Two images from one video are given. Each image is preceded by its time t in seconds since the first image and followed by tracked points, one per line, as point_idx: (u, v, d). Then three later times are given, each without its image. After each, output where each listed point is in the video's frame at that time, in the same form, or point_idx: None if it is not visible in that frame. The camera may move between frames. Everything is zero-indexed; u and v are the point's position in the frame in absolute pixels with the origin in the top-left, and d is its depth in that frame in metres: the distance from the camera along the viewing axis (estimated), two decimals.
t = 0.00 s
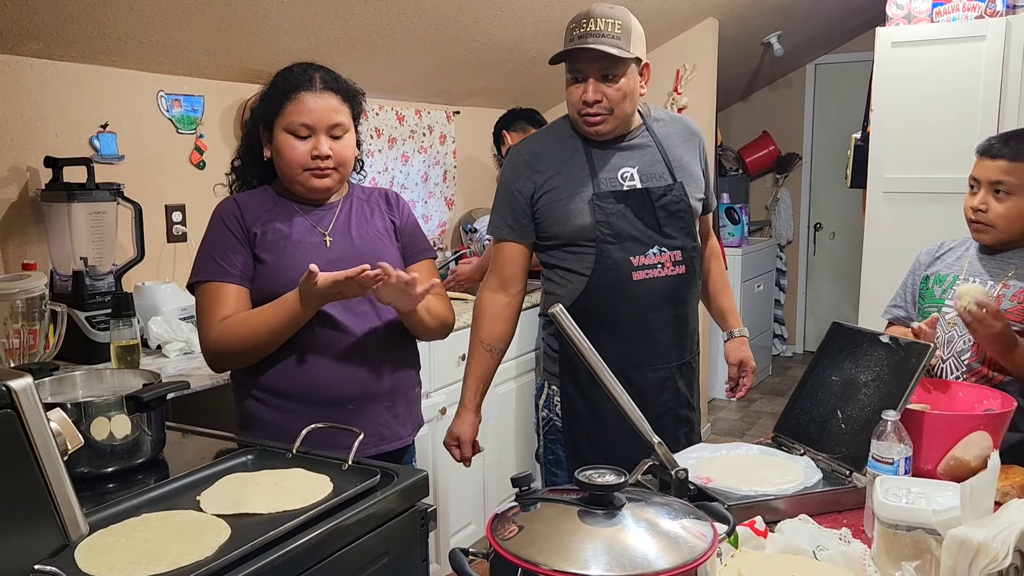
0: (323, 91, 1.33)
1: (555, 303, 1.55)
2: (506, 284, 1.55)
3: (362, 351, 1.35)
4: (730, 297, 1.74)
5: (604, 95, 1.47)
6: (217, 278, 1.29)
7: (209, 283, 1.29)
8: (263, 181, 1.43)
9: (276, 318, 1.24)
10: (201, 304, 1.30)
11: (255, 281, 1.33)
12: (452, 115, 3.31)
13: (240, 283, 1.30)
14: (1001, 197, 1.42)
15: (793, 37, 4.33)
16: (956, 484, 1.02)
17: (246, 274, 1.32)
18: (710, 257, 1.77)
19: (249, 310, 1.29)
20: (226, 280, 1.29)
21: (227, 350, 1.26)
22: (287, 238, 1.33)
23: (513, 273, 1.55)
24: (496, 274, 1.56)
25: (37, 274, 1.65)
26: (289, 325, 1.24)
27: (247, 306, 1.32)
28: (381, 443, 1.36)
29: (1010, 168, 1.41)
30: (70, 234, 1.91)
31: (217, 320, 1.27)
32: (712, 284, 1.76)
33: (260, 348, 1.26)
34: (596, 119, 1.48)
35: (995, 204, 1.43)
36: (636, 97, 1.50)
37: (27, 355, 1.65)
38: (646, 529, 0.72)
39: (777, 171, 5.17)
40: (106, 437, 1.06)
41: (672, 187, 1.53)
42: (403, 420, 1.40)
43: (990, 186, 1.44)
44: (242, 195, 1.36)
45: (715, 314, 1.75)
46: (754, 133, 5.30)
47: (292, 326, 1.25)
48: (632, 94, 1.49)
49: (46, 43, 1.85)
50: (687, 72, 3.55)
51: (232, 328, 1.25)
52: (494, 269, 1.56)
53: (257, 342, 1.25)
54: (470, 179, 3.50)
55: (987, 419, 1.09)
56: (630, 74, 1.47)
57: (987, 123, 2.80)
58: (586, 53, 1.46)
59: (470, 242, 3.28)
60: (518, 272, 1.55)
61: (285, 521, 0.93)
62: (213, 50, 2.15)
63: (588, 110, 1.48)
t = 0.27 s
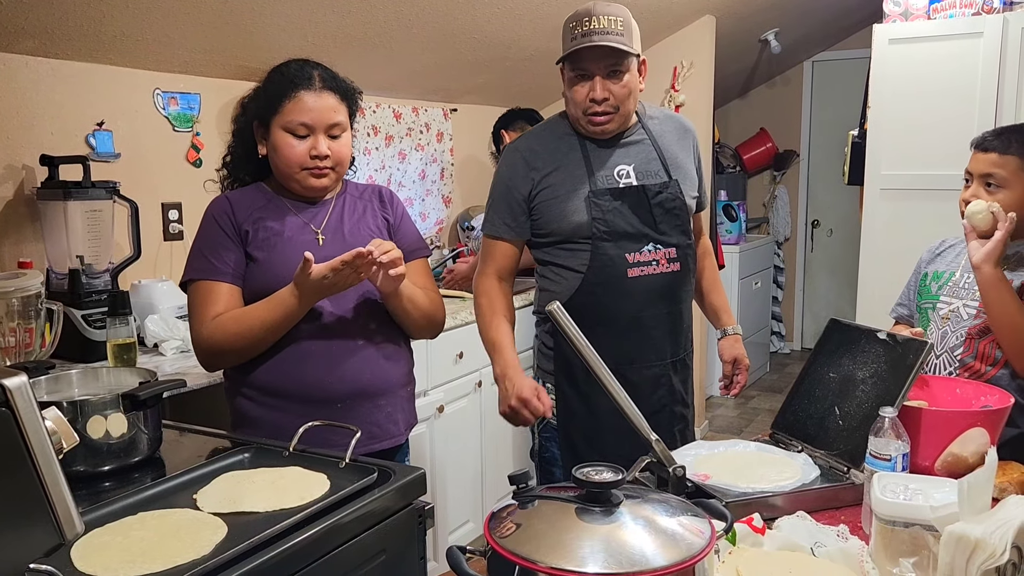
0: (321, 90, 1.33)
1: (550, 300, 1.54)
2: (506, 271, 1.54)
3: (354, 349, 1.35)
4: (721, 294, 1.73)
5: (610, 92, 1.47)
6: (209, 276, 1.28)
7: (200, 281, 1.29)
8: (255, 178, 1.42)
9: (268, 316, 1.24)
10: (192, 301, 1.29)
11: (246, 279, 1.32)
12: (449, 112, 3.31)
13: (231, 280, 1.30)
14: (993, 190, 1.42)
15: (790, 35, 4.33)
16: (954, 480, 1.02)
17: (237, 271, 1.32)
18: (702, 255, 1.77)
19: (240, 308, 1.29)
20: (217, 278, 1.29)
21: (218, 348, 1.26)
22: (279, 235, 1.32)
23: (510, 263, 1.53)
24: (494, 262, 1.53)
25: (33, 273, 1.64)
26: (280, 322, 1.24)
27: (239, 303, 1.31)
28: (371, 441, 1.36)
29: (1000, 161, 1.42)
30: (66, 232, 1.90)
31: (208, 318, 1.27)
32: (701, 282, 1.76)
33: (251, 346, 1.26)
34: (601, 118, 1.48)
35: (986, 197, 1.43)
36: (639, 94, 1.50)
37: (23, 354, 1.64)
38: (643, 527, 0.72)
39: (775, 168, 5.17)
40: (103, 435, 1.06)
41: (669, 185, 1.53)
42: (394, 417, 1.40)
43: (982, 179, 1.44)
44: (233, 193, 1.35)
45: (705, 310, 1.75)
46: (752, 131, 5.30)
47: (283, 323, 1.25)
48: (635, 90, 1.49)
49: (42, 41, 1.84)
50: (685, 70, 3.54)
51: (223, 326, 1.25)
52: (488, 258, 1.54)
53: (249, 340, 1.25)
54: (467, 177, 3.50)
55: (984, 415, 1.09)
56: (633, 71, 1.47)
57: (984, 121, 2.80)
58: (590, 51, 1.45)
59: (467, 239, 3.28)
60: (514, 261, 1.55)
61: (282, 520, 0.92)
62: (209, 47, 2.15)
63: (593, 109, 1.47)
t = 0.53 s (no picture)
0: (318, 89, 1.32)
1: (546, 297, 1.54)
2: (508, 260, 1.51)
3: (349, 347, 1.35)
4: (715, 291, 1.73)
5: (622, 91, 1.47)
6: (202, 275, 1.28)
7: (194, 280, 1.28)
8: (247, 175, 1.42)
9: (262, 316, 1.24)
10: (186, 301, 1.29)
11: (240, 278, 1.32)
12: (446, 110, 3.30)
13: (225, 280, 1.30)
14: (983, 186, 1.42)
15: (787, 32, 4.33)
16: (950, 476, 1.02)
17: (231, 270, 1.31)
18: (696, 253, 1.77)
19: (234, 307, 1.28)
20: (210, 278, 1.28)
21: (212, 347, 1.25)
22: (272, 234, 1.32)
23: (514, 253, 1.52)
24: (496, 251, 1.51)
25: (28, 271, 1.63)
26: (273, 321, 1.24)
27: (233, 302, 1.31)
28: (365, 440, 1.36)
29: (987, 157, 1.43)
30: (61, 231, 1.89)
31: (201, 318, 1.27)
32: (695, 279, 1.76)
33: (245, 346, 1.26)
34: (613, 117, 1.48)
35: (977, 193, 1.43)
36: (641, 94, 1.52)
37: (17, 352, 1.65)
38: (640, 524, 0.72)
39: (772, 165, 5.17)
40: (98, 434, 1.05)
41: (665, 182, 1.53)
42: (391, 415, 1.40)
43: (972, 176, 1.45)
44: (225, 191, 1.35)
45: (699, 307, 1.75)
46: (748, 128, 5.30)
47: (278, 322, 1.25)
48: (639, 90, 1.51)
49: (36, 38, 1.83)
50: (682, 66, 3.54)
51: (217, 326, 1.25)
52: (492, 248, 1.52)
53: (244, 339, 1.25)
54: (464, 174, 3.49)
55: (981, 411, 1.09)
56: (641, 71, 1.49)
57: (980, 117, 2.81)
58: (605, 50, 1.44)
59: (464, 237, 3.27)
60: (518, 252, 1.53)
61: (278, 518, 0.92)
62: (205, 44, 2.14)
63: (606, 108, 1.47)
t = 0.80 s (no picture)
0: (319, 86, 1.32)
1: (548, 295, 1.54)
2: (500, 267, 1.51)
3: (346, 346, 1.35)
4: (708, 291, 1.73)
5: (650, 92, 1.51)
6: (198, 275, 1.28)
7: (190, 280, 1.28)
8: (240, 174, 1.40)
9: (258, 315, 1.23)
10: (182, 300, 1.29)
11: (237, 277, 1.32)
12: (443, 108, 3.30)
13: (221, 280, 1.29)
14: (979, 182, 1.42)
15: (784, 29, 4.33)
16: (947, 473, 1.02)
17: (228, 270, 1.31)
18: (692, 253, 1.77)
19: (230, 306, 1.28)
20: (207, 278, 1.28)
21: (209, 346, 1.25)
22: (268, 233, 1.32)
23: (504, 260, 1.52)
24: (487, 257, 1.51)
25: (25, 270, 1.63)
26: (269, 321, 1.24)
27: (229, 302, 1.31)
28: (364, 439, 1.36)
29: (982, 153, 1.43)
30: (58, 230, 1.89)
31: (197, 317, 1.26)
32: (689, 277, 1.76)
33: (241, 345, 1.26)
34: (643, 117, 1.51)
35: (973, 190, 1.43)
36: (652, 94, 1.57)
37: (15, 352, 1.64)
38: (638, 522, 0.72)
39: (770, 163, 5.17)
40: (95, 433, 1.05)
41: (665, 181, 1.54)
42: (390, 414, 1.40)
43: (968, 173, 1.45)
44: (221, 191, 1.34)
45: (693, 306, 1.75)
46: (746, 125, 5.30)
47: (274, 322, 1.25)
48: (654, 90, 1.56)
49: (32, 37, 1.83)
50: (679, 64, 3.53)
51: (213, 325, 1.24)
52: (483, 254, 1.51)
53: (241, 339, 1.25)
54: (461, 173, 3.49)
55: (977, 408, 1.09)
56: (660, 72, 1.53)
57: (977, 115, 2.81)
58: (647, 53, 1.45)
59: (462, 235, 3.27)
60: (508, 257, 1.52)
61: (276, 516, 0.92)
62: (201, 43, 2.14)
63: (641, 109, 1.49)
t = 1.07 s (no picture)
0: (330, 78, 1.37)
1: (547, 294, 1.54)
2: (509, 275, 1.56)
3: (345, 344, 1.35)
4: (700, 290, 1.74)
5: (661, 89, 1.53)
6: (196, 274, 1.27)
7: (188, 279, 1.28)
8: (237, 175, 1.38)
9: (258, 314, 1.23)
10: (180, 299, 1.29)
11: (235, 276, 1.31)
12: (441, 106, 3.30)
13: (220, 278, 1.29)
14: (979, 179, 1.42)
15: (783, 27, 4.33)
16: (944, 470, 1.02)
17: (227, 269, 1.31)
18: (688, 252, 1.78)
19: (229, 305, 1.28)
20: (205, 277, 1.28)
21: (207, 345, 1.25)
22: (268, 232, 1.32)
23: (512, 267, 1.56)
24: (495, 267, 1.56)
25: (23, 269, 1.63)
26: (268, 319, 1.24)
27: (227, 301, 1.30)
28: (364, 437, 1.36)
29: (982, 150, 1.43)
30: (56, 229, 1.89)
31: (195, 316, 1.26)
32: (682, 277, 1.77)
33: (239, 344, 1.25)
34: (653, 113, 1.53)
35: (974, 187, 1.43)
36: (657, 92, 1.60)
37: (12, 351, 1.64)
38: (636, 518, 0.72)
39: (768, 161, 5.17)
40: (93, 432, 1.05)
41: (667, 179, 1.55)
42: (390, 412, 1.40)
43: (969, 169, 1.45)
44: (220, 189, 1.34)
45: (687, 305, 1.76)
46: (744, 123, 5.30)
47: (273, 321, 1.24)
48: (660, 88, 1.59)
49: (29, 35, 1.82)
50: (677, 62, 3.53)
51: (211, 324, 1.24)
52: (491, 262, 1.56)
53: (240, 339, 1.25)
54: (460, 171, 3.49)
55: (975, 406, 1.10)
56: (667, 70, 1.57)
57: (975, 113, 2.81)
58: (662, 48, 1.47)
59: (460, 233, 3.27)
60: (517, 263, 1.56)
61: (274, 514, 0.92)
62: (199, 41, 2.13)
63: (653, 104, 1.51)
